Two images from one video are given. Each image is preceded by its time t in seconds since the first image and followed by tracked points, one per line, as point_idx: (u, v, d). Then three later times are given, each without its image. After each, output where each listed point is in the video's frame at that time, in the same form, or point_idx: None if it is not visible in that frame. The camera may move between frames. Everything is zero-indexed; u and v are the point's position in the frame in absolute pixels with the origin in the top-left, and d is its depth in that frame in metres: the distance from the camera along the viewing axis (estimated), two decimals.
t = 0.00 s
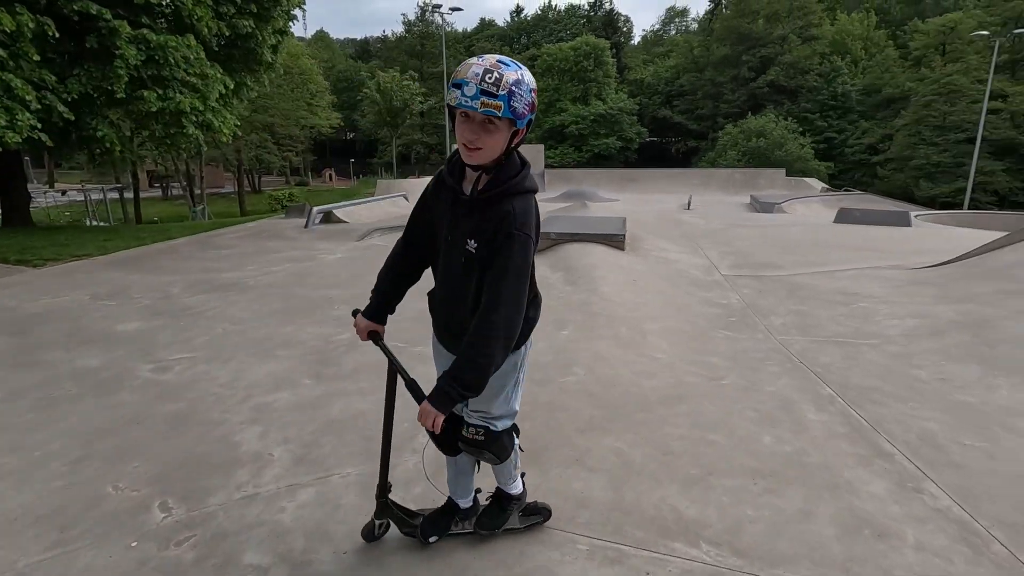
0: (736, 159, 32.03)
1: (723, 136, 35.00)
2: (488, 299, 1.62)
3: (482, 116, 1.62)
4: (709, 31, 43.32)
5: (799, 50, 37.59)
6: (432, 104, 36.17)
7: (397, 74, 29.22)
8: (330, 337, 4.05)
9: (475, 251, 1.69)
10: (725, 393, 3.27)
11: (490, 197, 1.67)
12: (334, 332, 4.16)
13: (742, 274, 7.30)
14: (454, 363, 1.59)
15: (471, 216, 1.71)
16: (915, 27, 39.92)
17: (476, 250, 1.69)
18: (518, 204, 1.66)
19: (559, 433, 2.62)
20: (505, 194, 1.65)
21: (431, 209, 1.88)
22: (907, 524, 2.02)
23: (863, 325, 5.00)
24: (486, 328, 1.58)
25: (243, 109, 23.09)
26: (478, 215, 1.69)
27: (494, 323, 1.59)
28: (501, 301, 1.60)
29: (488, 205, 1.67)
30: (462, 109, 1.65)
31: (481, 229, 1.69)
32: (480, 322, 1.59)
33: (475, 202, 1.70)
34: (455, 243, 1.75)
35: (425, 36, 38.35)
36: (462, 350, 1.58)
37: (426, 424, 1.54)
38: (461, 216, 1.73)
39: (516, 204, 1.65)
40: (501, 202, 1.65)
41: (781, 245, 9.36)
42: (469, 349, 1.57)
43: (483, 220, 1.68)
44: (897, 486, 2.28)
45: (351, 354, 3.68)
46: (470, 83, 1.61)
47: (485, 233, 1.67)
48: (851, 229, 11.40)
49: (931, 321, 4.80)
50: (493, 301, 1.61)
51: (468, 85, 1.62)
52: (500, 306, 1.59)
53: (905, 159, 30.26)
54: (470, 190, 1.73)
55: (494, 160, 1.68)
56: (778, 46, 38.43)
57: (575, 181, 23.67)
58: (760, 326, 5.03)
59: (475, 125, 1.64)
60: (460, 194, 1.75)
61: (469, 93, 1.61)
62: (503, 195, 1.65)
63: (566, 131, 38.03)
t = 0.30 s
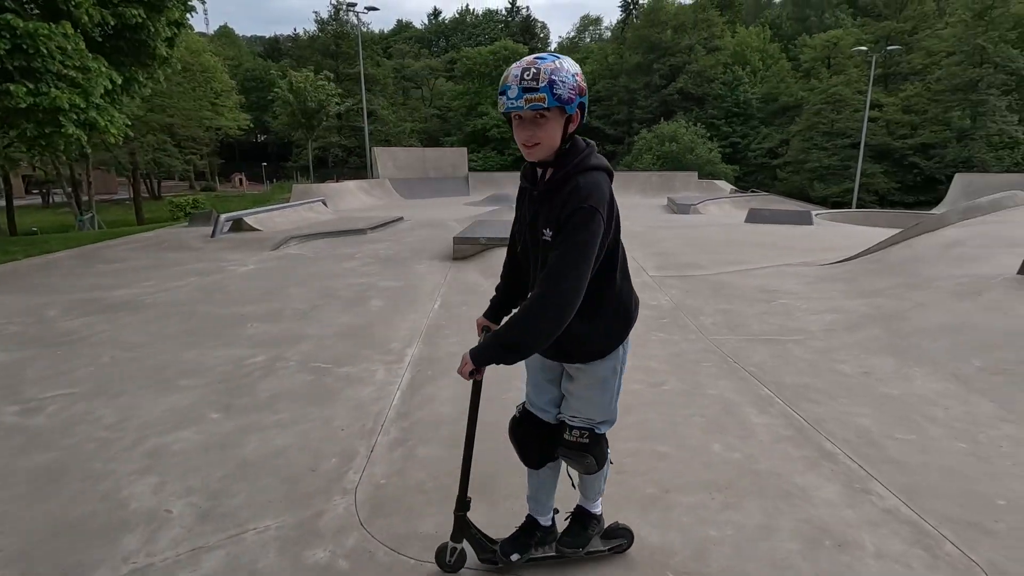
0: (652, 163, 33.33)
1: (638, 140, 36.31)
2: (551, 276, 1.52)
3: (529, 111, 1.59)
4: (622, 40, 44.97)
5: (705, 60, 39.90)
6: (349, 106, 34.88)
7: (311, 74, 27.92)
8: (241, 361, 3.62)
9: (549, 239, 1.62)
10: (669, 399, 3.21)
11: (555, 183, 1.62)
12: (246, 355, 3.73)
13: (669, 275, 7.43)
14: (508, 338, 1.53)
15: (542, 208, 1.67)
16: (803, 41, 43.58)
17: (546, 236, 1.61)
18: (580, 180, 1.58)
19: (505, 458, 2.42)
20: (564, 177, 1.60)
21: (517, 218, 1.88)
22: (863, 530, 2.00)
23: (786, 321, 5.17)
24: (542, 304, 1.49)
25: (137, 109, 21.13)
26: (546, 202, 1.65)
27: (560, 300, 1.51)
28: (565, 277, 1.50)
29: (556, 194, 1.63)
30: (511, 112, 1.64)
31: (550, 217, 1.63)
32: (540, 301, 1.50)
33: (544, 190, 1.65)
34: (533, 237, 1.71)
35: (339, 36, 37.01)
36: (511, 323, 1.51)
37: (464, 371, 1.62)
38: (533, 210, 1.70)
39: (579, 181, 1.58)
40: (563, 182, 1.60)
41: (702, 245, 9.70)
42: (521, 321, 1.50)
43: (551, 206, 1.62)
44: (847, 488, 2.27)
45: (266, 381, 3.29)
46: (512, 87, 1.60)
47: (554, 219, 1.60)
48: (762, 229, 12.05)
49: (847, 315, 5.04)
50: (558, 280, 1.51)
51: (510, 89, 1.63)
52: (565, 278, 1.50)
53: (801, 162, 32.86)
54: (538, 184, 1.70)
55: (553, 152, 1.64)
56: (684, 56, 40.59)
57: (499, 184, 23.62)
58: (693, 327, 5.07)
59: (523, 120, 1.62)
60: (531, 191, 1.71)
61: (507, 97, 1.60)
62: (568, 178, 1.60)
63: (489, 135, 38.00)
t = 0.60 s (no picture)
0: (571, 165, 33.97)
1: (557, 142, 36.89)
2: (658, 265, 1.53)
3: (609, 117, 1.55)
4: (539, 43, 45.64)
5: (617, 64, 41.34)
6: (255, 104, 32.81)
7: (212, 69, 25.97)
8: (126, 392, 3.10)
9: (638, 237, 1.62)
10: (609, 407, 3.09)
11: (634, 180, 1.63)
12: (134, 384, 3.21)
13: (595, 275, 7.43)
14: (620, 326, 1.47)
15: (620, 207, 1.65)
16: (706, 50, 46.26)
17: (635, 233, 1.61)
18: (666, 175, 1.60)
19: (441, 488, 2.18)
20: (648, 173, 1.61)
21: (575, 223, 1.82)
22: (819, 535, 1.94)
23: (712, 317, 5.27)
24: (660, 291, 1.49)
25: (3, 103, 18.64)
26: (626, 202, 1.64)
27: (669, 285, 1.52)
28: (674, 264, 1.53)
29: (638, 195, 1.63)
30: (583, 121, 1.59)
31: (634, 213, 1.62)
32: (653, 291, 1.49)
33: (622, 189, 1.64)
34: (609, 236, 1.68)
35: (242, 30, 34.59)
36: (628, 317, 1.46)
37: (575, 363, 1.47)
38: (607, 210, 1.67)
39: (663, 174, 1.60)
40: (647, 181, 1.61)
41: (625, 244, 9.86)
42: (648, 313, 1.47)
43: (635, 203, 1.62)
44: (795, 491, 2.24)
45: (156, 415, 2.81)
46: (594, 100, 1.55)
47: (644, 218, 1.61)
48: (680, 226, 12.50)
49: (767, 308, 5.21)
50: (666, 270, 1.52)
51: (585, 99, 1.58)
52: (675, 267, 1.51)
53: (708, 163, 34.83)
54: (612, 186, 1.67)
55: (631, 156, 1.62)
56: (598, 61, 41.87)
57: (420, 186, 23.08)
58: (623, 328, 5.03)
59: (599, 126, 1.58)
60: (603, 193, 1.69)
61: (592, 108, 1.55)
62: (652, 176, 1.61)
63: (407, 136, 37.18)
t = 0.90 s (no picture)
0: (484, 164, 33.81)
1: (471, 142, 36.74)
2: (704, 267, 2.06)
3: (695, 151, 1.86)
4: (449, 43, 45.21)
5: (528, 66, 41.83)
6: (137, 96, 29.73)
7: (82, 55, 23.17)
8: None
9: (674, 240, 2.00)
10: (543, 417, 2.97)
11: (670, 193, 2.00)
12: None
13: (518, 276, 7.36)
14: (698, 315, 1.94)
15: (666, 217, 1.98)
16: (611, 54, 48.04)
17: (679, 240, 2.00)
18: (688, 191, 2.05)
19: (368, 527, 1.94)
20: (681, 190, 2.02)
21: (609, 222, 1.95)
22: (765, 541, 1.92)
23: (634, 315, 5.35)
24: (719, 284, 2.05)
25: None
26: (670, 211, 1.99)
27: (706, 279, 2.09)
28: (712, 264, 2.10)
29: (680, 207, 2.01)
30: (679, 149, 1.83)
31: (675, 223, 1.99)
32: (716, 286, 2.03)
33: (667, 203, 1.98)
34: (656, 240, 1.97)
35: (119, 14, 31.24)
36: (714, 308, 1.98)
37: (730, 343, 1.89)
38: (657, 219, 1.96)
39: (687, 191, 2.05)
40: (685, 198, 2.02)
41: (543, 244, 9.90)
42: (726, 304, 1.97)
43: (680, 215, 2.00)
44: (733, 494, 2.22)
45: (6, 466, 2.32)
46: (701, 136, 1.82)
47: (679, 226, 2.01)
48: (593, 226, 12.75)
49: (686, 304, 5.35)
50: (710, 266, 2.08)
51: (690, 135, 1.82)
52: (718, 265, 2.07)
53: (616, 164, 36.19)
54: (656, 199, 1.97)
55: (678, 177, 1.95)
56: (509, 62, 42.16)
57: (328, 186, 21.96)
58: (549, 330, 4.96)
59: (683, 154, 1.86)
60: (652, 203, 1.96)
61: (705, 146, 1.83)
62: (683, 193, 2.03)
63: (313, 134, 35.44)
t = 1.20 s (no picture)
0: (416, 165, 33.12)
1: (401, 143, 35.96)
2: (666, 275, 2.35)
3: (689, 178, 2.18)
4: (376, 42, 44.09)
5: (457, 67, 41.54)
6: (23, 88, 26.70)
7: None
8: None
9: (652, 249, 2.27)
10: (498, 436, 2.81)
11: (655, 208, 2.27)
12: None
13: (457, 281, 7.13)
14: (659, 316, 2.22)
15: (651, 225, 2.23)
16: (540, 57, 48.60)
17: (656, 247, 2.28)
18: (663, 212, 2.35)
19: None
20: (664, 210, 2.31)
21: (614, 220, 2.13)
22: (740, 561, 1.85)
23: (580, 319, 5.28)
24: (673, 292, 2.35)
25: None
26: (657, 225, 2.25)
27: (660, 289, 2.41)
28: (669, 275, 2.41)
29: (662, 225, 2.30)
30: (683, 176, 2.13)
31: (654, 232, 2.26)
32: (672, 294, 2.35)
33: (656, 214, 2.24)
34: (642, 244, 2.20)
35: None
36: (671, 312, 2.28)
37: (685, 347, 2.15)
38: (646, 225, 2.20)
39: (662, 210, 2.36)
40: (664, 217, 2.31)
41: (480, 247, 9.73)
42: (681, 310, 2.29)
43: (662, 229, 2.27)
44: (703, 510, 2.13)
45: None
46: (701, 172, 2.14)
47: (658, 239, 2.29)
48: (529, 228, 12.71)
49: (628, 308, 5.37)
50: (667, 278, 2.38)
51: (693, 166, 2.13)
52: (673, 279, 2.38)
53: (548, 165, 36.58)
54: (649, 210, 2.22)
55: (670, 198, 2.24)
56: (438, 63, 41.70)
57: (248, 188, 20.66)
58: (495, 338, 4.78)
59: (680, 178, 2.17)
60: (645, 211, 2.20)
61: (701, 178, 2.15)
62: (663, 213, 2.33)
63: (230, 133, 33.40)
